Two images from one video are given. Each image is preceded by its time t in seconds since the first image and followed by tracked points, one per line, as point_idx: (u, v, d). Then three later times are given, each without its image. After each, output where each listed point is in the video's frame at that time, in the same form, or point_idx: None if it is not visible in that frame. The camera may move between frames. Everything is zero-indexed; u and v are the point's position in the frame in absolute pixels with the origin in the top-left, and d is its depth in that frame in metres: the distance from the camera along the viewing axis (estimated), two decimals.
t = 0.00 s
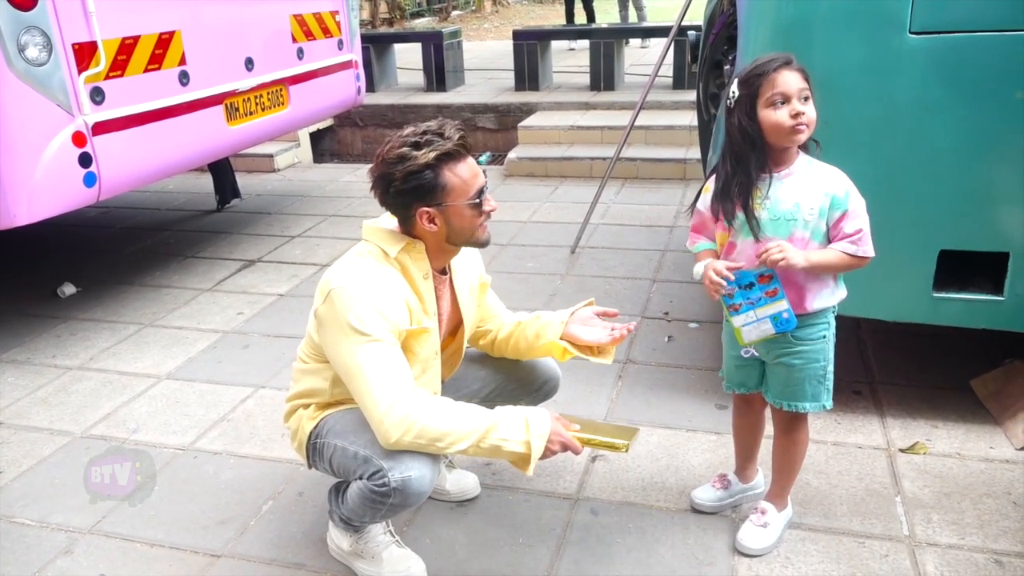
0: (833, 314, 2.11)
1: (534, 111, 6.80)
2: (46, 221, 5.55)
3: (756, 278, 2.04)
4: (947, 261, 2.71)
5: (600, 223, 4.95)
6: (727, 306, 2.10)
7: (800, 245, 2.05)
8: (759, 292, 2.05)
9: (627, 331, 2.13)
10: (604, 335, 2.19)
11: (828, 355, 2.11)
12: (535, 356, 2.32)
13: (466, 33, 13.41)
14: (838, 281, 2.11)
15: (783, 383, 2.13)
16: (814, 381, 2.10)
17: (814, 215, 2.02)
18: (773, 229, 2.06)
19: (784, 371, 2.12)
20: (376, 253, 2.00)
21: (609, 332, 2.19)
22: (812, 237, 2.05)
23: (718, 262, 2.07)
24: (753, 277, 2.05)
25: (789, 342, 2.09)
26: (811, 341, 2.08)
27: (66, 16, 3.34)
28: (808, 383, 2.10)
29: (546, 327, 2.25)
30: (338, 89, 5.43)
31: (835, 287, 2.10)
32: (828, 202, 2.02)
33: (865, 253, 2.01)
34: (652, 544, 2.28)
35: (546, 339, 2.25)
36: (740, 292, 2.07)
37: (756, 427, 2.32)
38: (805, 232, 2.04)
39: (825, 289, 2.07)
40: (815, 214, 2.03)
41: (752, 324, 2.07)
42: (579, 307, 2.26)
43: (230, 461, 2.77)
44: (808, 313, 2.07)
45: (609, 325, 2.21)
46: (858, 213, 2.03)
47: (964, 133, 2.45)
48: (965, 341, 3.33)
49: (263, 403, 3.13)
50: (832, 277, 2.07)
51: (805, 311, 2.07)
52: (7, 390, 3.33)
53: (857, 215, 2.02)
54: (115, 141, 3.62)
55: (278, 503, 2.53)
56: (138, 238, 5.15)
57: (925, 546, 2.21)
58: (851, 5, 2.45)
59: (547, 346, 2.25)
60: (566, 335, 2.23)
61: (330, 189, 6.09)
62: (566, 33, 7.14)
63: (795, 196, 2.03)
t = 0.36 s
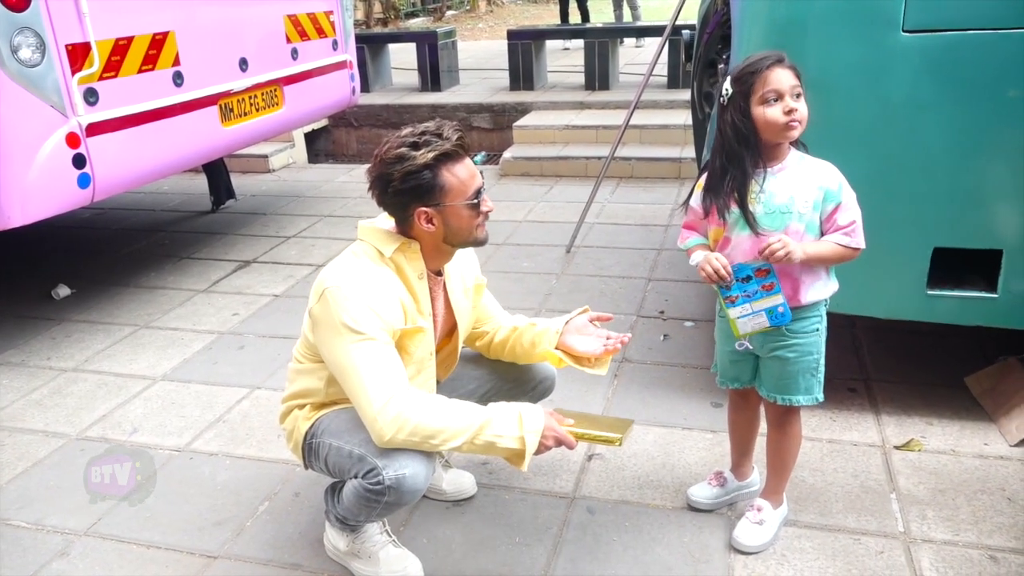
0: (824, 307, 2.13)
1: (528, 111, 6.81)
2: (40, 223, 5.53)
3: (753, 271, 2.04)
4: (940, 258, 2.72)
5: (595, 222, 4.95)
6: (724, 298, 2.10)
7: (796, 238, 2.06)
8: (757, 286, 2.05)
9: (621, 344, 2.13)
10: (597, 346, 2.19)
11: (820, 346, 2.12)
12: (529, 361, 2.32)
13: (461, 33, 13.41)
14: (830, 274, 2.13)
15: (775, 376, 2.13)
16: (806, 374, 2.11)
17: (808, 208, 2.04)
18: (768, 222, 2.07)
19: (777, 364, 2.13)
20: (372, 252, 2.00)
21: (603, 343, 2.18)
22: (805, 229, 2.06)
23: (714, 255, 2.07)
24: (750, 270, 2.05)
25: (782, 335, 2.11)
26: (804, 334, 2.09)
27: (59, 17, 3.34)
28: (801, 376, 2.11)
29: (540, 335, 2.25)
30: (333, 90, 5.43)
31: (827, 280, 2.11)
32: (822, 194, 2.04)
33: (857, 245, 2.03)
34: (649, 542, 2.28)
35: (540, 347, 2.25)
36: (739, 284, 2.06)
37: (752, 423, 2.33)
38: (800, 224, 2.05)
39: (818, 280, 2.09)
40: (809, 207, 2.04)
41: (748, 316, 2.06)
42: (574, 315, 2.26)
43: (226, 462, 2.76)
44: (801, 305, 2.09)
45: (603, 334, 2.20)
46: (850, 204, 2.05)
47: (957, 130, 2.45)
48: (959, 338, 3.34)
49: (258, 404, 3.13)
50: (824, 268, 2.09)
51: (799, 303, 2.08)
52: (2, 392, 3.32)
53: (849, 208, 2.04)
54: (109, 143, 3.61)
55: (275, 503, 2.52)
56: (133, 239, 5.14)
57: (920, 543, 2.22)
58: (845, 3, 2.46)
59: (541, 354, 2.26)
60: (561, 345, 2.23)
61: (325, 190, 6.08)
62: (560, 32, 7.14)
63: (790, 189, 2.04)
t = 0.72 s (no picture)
0: (807, 308, 2.14)
1: (524, 111, 6.81)
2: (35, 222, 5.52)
3: (732, 270, 2.06)
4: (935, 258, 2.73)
5: (591, 223, 4.95)
6: (692, 281, 2.12)
7: (776, 237, 2.08)
8: (727, 283, 2.07)
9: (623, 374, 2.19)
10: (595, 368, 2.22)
11: (801, 346, 2.13)
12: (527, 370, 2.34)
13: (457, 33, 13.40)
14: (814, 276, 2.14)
15: (757, 374, 2.14)
16: (787, 374, 2.11)
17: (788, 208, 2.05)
18: (749, 220, 2.09)
19: (758, 362, 2.14)
20: (370, 253, 2.00)
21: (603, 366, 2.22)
22: (786, 229, 2.07)
23: (702, 241, 2.10)
24: (729, 268, 2.06)
25: (763, 332, 2.12)
26: (785, 332, 2.11)
27: (54, 16, 3.33)
28: (782, 375, 2.12)
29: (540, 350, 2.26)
30: (329, 89, 5.42)
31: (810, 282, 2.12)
32: (805, 195, 2.04)
33: (843, 248, 2.04)
34: (644, 542, 2.28)
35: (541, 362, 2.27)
36: (711, 276, 2.08)
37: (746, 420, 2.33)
38: (780, 224, 2.07)
39: (802, 283, 2.10)
40: (790, 207, 2.05)
41: (705, 306, 2.08)
42: (577, 335, 2.25)
43: (221, 461, 2.76)
44: (782, 304, 2.10)
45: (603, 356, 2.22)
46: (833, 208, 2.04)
47: (952, 131, 2.46)
48: (954, 339, 3.35)
49: (254, 404, 3.12)
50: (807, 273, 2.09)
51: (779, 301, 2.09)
52: None
53: (833, 210, 2.04)
54: (104, 141, 3.60)
55: (270, 503, 2.52)
56: (128, 238, 5.13)
57: (914, 543, 2.23)
58: (842, 4, 2.47)
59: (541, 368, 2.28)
60: (562, 365, 2.25)
61: (320, 189, 6.08)
62: (556, 32, 7.14)
63: (772, 189, 2.06)
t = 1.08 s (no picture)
0: (785, 317, 2.16)
1: (524, 112, 6.81)
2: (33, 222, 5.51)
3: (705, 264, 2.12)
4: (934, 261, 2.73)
5: (590, 224, 4.95)
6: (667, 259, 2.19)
7: (751, 240, 2.13)
8: (699, 273, 2.13)
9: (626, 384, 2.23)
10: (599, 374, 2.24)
11: (771, 354, 2.16)
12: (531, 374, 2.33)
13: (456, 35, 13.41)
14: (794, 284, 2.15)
15: (726, 375, 2.19)
16: (752, 379, 2.15)
17: (763, 213, 2.09)
18: (729, 220, 2.14)
19: (729, 362, 2.19)
20: (373, 259, 2.00)
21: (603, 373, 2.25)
22: (762, 233, 2.11)
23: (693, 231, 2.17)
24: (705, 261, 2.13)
25: (737, 333, 2.18)
26: (756, 335, 2.15)
27: (54, 16, 3.33)
28: (747, 379, 2.15)
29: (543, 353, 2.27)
30: (328, 90, 5.43)
31: (789, 289, 2.13)
32: (783, 202, 2.06)
33: (824, 257, 2.01)
34: (643, 544, 2.28)
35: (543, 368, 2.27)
36: (686, 262, 2.15)
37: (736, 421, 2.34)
38: (757, 227, 2.11)
39: (778, 289, 2.12)
40: (768, 212, 2.09)
41: (671, 287, 2.14)
42: (578, 340, 2.25)
43: (220, 462, 2.76)
44: (755, 306, 2.14)
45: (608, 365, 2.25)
46: (811, 217, 2.03)
47: (950, 134, 2.47)
48: (953, 341, 3.35)
49: (252, 405, 3.12)
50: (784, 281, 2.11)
51: (754, 304, 2.13)
52: None
53: (814, 219, 2.02)
54: (104, 142, 3.60)
55: (268, 504, 2.52)
56: (127, 238, 5.12)
57: (913, 545, 2.23)
58: (842, 6, 2.47)
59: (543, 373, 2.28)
60: (565, 371, 2.26)
61: (320, 190, 6.08)
62: (555, 34, 7.15)
63: (753, 192, 2.10)
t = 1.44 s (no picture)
0: (779, 320, 2.16)
1: (526, 113, 6.82)
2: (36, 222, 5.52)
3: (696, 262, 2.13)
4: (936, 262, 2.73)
5: (592, 225, 4.96)
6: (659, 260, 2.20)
7: (745, 241, 2.13)
8: (689, 273, 2.14)
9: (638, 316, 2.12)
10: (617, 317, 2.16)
11: (760, 355, 2.16)
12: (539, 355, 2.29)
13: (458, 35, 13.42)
14: (789, 288, 2.15)
15: (715, 372, 2.21)
16: (737, 377, 2.16)
17: (759, 215, 2.09)
18: (727, 221, 2.15)
19: (719, 359, 2.20)
20: (376, 260, 2.00)
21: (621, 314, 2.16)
22: (758, 235, 2.11)
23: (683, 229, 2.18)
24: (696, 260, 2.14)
25: (728, 331, 2.19)
26: (746, 334, 2.16)
27: (57, 16, 3.33)
28: (733, 377, 2.16)
29: (550, 324, 2.23)
30: (331, 91, 5.43)
31: (783, 293, 2.13)
32: (780, 206, 2.06)
33: (815, 264, 2.01)
34: (645, 545, 2.28)
35: (552, 335, 2.22)
36: (677, 262, 2.16)
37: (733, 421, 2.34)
38: (752, 230, 2.11)
39: (770, 293, 2.12)
40: (765, 216, 2.09)
41: (660, 286, 2.16)
42: (580, 297, 2.24)
43: (223, 463, 2.76)
44: (748, 307, 2.14)
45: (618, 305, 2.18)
46: (805, 222, 2.02)
47: (953, 135, 2.47)
48: (955, 342, 3.35)
49: (255, 405, 3.12)
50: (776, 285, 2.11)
51: (746, 304, 2.14)
52: None
53: (808, 225, 2.02)
54: (107, 143, 3.61)
55: (271, 504, 2.52)
56: (129, 239, 5.13)
57: (915, 546, 2.23)
58: (847, 6, 2.47)
59: (554, 342, 2.23)
60: (577, 327, 2.20)
61: (322, 191, 6.08)
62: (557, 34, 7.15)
63: (752, 194, 2.11)
